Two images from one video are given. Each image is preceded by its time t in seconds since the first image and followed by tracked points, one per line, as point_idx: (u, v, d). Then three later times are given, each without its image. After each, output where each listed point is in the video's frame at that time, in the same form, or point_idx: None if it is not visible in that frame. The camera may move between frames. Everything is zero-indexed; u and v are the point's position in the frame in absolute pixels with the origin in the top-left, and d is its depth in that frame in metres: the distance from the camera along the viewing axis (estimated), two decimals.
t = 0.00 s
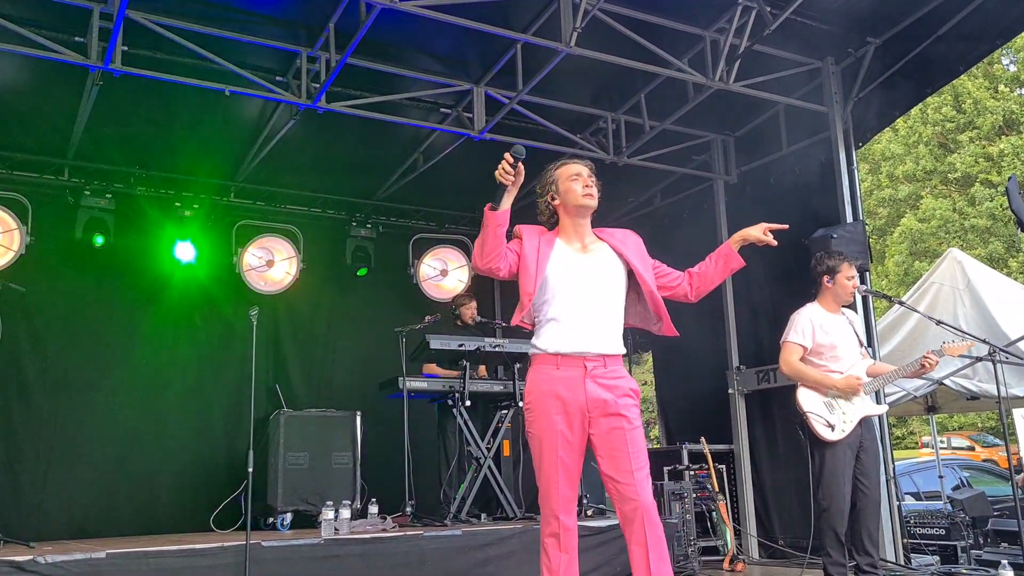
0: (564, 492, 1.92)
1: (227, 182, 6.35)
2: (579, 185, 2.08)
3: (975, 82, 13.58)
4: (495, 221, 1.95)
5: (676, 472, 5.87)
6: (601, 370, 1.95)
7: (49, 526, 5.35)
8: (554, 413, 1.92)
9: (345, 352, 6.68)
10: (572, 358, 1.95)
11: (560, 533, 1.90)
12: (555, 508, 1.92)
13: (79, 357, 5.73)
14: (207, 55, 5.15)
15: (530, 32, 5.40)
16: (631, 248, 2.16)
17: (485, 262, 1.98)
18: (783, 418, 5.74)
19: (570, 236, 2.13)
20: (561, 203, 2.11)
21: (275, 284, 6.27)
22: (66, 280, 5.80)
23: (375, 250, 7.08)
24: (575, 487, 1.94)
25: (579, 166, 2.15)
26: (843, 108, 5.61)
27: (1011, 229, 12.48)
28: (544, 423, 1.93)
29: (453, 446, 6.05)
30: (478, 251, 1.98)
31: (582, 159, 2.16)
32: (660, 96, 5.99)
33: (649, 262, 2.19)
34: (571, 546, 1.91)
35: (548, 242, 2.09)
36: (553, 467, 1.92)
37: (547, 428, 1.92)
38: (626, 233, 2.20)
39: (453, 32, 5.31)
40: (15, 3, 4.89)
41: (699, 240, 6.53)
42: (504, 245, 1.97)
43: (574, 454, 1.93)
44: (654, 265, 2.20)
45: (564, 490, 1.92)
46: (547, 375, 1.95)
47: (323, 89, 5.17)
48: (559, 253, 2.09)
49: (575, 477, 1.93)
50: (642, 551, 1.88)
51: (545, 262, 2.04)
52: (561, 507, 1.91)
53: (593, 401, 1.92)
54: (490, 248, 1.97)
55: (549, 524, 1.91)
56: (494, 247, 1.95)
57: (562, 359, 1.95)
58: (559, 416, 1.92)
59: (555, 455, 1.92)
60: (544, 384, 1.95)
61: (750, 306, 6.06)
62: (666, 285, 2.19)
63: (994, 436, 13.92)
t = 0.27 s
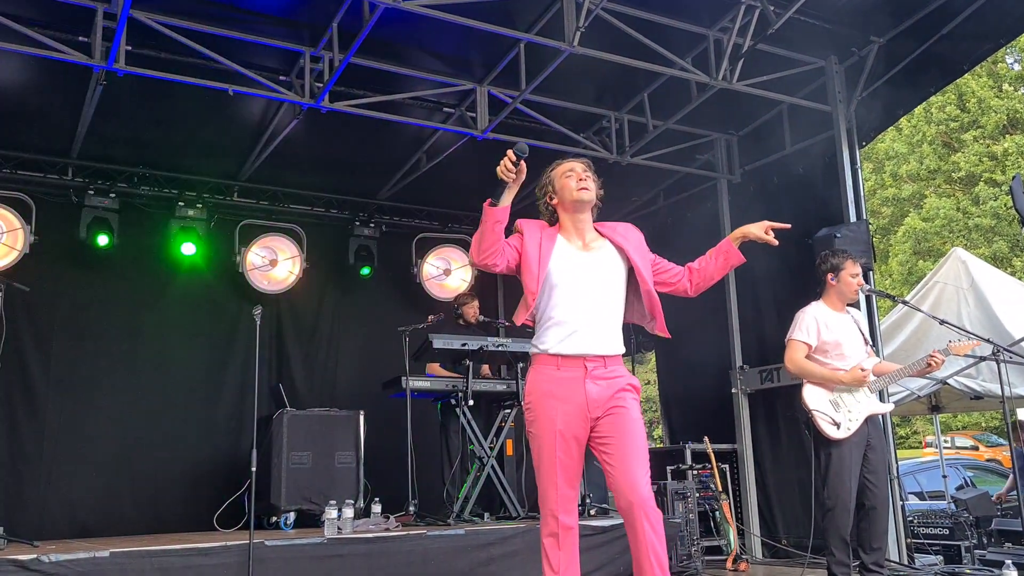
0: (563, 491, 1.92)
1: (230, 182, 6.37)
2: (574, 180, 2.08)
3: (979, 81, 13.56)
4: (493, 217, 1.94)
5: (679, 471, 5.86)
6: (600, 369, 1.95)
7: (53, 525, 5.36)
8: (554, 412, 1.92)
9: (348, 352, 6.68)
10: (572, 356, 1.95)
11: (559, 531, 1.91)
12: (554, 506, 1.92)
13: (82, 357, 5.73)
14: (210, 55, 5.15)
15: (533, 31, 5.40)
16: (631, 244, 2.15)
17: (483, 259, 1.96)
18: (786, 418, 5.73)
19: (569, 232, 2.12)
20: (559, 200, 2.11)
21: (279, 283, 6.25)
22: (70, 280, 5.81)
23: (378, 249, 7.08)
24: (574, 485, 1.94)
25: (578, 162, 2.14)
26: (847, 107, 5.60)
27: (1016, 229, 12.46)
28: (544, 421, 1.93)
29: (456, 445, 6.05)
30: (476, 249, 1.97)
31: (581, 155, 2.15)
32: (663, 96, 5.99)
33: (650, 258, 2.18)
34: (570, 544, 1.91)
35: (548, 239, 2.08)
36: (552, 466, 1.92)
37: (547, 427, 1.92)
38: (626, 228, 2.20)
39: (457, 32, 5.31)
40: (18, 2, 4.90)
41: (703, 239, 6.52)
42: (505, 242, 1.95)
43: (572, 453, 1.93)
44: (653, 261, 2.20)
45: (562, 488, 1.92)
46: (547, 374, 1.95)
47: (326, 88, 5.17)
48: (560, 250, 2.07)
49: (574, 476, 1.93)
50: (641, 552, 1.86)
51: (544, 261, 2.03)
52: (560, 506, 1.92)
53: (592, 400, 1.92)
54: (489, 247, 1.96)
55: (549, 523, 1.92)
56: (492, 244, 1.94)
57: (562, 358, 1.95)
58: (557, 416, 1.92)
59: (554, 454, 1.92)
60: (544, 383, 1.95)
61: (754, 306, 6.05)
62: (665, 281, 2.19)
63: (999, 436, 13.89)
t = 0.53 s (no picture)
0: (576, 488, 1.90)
1: (233, 180, 6.37)
2: (568, 178, 2.03)
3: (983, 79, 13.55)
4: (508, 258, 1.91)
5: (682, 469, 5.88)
6: (610, 367, 1.95)
7: (56, 522, 5.38)
8: (565, 409, 1.91)
9: (351, 350, 6.69)
10: (583, 355, 1.94)
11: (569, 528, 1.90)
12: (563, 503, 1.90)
13: (86, 355, 5.74)
14: (212, 53, 5.16)
15: (535, 29, 5.40)
16: (631, 250, 2.07)
17: (498, 302, 1.96)
18: (789, 416, 5.73)
19: (576, 230, 2.08)
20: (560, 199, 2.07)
21: (282, 281, 6.25)
22: (73, 278, 5.82)
23: (381, 247, 7.08)
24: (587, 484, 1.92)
25: (572, 157, 2.10)
26: (850, 104, 5.59)
27: (1019, 226, 12.45)
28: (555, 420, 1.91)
29: (458, 443, 6.05)
30: (491, 292, 1.97)
31: (573, 148, 2.11)
32: (666, 93, 5.99)
33: (648, 277, 2.08)
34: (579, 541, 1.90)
35: (556, 243, 2.04)
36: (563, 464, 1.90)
37: (557, 418, 1.91)
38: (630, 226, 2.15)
39: (459, 30, 5.31)
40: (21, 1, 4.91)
41: (706, 237, 6.51)
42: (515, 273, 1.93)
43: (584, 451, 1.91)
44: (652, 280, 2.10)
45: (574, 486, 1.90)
46: (557, 373, 1.95)
47: (328, 87, 5.18)
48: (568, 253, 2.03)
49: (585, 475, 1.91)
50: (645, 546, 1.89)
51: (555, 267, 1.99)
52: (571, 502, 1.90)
53: (603, 397, 1.91)
54: (504, 283, 1.93)
55: (557, 518, 1.91)
56: (508, 290, 1.93)
57: (573, 359, 1.94)
58: (569, 414, 1.91)
59: (564, 452, 1.90)
60: (555, 381, 1.93)
61: (757, 303, 6.05)
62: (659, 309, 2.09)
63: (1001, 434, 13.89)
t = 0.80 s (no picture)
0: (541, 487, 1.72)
1: (235, 180, 6.37)
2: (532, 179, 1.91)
3: (985, 77, 13.54)
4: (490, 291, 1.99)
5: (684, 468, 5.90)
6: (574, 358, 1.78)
7: (59, 522, 5.39)
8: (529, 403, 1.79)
9: (353, 350, 6.69)
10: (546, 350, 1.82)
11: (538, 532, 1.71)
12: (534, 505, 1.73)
13: (88, 354, 5.75)
14: (214, 53, 5.16)
15: (538, 28, 5.39)
16: (588, 252, 1.86)
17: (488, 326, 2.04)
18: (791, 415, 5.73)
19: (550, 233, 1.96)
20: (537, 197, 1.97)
21: (284, 281, 6.26)
22: (76, 278, 5.83)
23: (382, 247, 7.08)
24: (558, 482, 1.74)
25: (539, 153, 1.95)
26: (852, 103, 5.58)
27: (1022, 225, 12.44)
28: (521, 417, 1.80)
29: (460, 442, 6.06)
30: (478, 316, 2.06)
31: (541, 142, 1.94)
32: (669, 92, 5.98)
33: (593, 284, 1.83)
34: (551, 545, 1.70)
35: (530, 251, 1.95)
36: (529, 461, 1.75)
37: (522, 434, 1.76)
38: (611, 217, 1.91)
39: (461, 29, 5.31)
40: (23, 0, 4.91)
41: (708, 236, 6.51)
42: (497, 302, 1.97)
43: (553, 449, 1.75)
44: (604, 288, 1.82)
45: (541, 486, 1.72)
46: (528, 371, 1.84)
47: (330, 86, 5.18)
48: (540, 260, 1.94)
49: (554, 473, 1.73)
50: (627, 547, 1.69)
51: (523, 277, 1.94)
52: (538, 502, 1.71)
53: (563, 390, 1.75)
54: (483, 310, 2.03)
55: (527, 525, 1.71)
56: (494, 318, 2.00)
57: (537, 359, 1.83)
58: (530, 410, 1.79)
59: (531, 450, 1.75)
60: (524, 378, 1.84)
61: (759, 303, 6.05)
62: (599, 318, 1.81)
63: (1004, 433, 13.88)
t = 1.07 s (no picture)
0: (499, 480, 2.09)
1: (241, 181, 6.39)
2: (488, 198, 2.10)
3: (991, 75, 13.52)
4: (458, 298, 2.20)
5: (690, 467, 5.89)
6: (519, 375, 2.10)
7: (67, 522, 5.41)
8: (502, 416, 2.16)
9: (359, 350, 6.71)
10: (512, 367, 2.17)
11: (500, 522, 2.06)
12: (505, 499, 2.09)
13: (95, 355, 5.77)
14: (220, 55, 5.18)
15: (542, 29, 5.40)
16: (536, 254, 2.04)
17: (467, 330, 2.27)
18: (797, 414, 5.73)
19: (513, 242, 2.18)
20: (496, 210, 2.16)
21: (290, 281, 6.28)
22: (83, 279, 5.85)
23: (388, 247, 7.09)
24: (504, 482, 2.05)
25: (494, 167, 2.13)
26: (858, 103, 5.58)
27: None
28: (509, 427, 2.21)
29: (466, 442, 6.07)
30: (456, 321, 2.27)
31: (491, 156, 2.12)
32: (674, 92, 5.98)
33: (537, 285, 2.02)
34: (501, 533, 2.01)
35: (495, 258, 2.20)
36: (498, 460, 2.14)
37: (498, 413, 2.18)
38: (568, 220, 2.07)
39: (466, 30, 5.32)
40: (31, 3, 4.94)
41: (713, 236, 6.52)
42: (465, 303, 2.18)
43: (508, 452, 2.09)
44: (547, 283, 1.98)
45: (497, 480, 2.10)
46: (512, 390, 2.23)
47: (335, 87, 5.20)
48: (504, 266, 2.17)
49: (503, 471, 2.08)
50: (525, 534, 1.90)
51: (489, 278, 2.17)
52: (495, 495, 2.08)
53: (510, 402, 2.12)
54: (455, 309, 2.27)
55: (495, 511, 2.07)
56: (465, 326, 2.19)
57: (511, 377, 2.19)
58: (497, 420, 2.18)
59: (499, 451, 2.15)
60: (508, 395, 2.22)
61: (764, 302, 6.04)
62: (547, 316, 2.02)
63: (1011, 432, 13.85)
